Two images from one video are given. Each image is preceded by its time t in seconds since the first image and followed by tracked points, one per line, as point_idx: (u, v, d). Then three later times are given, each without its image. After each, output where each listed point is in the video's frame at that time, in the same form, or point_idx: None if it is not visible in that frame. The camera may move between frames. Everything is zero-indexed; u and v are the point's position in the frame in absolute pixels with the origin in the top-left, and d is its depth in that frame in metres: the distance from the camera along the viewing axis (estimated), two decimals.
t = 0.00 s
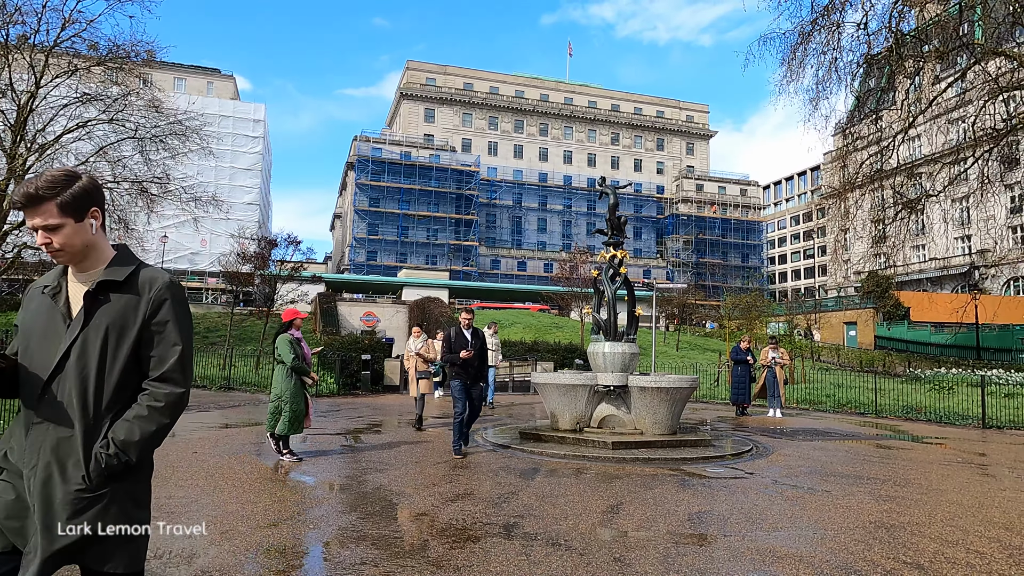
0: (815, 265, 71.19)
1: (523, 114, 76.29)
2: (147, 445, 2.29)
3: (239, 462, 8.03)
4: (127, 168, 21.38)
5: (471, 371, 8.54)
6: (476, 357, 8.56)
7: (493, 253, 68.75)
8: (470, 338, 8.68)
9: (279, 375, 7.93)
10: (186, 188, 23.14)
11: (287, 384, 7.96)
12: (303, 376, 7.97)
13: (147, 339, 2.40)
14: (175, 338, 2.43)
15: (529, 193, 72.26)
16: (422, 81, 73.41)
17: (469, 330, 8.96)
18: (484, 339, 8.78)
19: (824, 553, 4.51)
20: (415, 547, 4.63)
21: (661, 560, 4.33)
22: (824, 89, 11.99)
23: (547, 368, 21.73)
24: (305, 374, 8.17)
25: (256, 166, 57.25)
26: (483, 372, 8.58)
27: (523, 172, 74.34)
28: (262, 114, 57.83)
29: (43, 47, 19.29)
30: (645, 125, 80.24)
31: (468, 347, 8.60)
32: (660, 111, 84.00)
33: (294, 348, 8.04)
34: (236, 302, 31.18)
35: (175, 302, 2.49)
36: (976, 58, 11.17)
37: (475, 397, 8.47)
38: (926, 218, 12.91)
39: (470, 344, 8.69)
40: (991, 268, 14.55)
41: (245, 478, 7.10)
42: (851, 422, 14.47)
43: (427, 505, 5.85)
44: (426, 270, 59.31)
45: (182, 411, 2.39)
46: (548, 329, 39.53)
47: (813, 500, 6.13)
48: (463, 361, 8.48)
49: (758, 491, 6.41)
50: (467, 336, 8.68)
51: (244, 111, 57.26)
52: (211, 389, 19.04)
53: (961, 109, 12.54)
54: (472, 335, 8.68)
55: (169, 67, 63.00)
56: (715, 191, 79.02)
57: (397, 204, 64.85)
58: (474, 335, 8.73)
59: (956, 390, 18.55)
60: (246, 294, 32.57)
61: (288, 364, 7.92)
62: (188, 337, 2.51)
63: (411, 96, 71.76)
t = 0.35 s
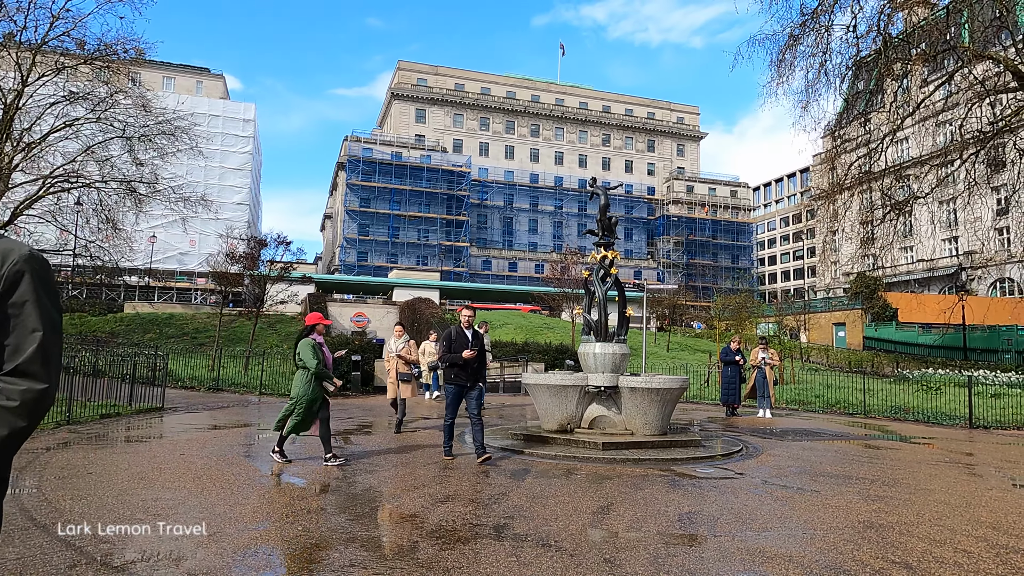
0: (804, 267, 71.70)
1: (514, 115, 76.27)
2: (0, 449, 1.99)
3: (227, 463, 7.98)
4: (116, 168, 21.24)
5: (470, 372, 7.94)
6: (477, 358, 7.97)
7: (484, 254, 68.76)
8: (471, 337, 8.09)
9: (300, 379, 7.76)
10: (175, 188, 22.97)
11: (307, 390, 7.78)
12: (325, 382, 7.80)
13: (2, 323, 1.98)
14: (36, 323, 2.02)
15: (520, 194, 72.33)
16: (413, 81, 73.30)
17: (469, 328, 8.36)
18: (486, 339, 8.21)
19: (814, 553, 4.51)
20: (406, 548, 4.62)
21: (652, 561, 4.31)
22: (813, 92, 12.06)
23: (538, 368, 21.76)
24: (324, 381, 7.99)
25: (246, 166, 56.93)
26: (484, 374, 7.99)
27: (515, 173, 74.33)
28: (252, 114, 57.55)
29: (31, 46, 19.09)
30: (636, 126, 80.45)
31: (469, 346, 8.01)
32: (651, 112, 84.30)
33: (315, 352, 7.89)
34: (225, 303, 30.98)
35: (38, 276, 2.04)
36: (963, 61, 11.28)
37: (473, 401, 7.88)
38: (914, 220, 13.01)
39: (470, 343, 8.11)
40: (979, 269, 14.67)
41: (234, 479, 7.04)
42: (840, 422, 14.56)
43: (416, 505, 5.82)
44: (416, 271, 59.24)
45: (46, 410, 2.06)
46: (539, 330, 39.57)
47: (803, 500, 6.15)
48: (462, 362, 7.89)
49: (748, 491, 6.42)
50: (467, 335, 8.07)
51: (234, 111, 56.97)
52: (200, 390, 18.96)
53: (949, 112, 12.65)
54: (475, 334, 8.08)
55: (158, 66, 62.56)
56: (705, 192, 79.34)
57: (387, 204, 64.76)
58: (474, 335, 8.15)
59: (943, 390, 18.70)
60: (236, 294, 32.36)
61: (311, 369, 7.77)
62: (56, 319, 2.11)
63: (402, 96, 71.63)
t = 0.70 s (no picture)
0: (799, 268, 71.94)
1: (510, 116, 76.26)
2: None
3: (221, 465, 7.94)
4: (110, 168, 21.16)
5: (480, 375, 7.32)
6: (488, 359, 7.32)
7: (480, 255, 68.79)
8: (483, 338, 7.46)
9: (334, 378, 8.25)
10: (170, 188, 22.89)
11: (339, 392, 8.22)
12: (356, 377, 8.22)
13: None
14: None
15: (516, 195, 72.34)
16: (408, 82, 73.27)
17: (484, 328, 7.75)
18: (499, 339, 7.55)
19: (809, 554, 4.53)
20: (402, 549, 4.61)
21: (648, 562, 4.33)
22: (809, 94, 12.10)
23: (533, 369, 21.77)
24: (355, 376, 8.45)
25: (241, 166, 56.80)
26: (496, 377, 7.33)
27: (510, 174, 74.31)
28: (247, 114, 57.44)
29: (24, 44, 19.01)
30: (632, 128, 80.56)
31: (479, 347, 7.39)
32: (647, 113, 84.46)
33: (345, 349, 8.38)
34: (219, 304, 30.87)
35: None
36: (956, 63, 11.40)
37: (482, 404, 7.24)
38: (908, 221, 13.08)
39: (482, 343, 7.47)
40: (972, 271, 14.75)
41: (229, 481, 7.01)
42: (834, 423, 14.61)
43: (411, 507, 5.81)
44: (411, 271, 59.23)
45: None
46: (535, 330, 39.58)
47: (798, 500, 6.17)
48: (471, 363, 7.28)
49: (743, 492, 6.44)
50: (479, 335, 7.45)
51: (229, 111, 56.85)
52: (194, 391, 18.92)
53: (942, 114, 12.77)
54: (487, 334, 7.44)
55: (152, 66, 62.37)
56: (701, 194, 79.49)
57: (383, 205, 64.76)
58: (488, 335, 7.51)
59: (937, 391, 18.81)
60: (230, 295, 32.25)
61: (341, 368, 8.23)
62: None
63: (398, 97, 71.58)
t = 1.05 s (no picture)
0: (799, 270, 72.01)
1: (510, 117, 76.30)
2: None
3: (222, 466, 7.93)
4: (111, 168, 21.17)
5: (492, 384, 6.56)
6: (499, 366, 6.54)
7: (479, 256, 68.82)
8: (493, 342, 6.67)
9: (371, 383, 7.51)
10: (170, 189, 22.88)
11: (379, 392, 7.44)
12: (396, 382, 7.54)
13: None
14: None
15: (515, 197, 72.38)
16: (409, 83, 73.31)
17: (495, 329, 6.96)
18: (511, 343, 6.76)
19: (810, 554, 4.54)
20: (403, 550, 4.62)
21: (648, 563, 4.34)
22: (808, 96, 12.10)
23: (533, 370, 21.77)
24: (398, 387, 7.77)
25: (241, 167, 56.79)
26: (509, 385, 6.56)
27: (510, 175, 74.32)
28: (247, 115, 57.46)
29: (25, 45, 19.02)
30: (632, 130, 80.65)
31: (489, 353, 6.61)
32: (646, 115, 84.57)
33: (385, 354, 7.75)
34: (219, 305, 30.86)
35: None
36: (956, 65, 11.44)
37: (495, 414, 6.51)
38: (907, 223, 13.09)
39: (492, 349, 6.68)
40: (971, 273, 14.80)
41: (229, 482, 7.00)
42: (834, 425, 14.62)
43: (413, 508, 5.82)
44: (411, 273, 59.26)
45: None
46: (534, 332, 39.58)
47: (798, 501, 6.19)
48: (479, 371, 6.51)
49: (743, 493, 6.46)
50: (488, 339, 6.67)
51: (228, 112, 56.85)
52: (195, 392, 18.92)
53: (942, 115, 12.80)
54: (495, 338, 6.66)
55: (153, 66, 62.37)
56: (701, 195, 79.56)
57: (383, 206, 64.79)
58: (499, 338, 6.72)
59: (937, 393, 18.82)
60: (230, 296, 32.21)
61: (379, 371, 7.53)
62: None
63: (398, 98, 71.62)
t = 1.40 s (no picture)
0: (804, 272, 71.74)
1: (515, 119, 76.36)
2: None
3: (229, 467, 7.98)
4: (117, 170, 21.27)
5: (506, 384, 6.43)
6: (513, 365, 6.42)
7: (483, 258, 68.82)
8: (505, 340, 6.52)
9: (404, 386, 7.42)
10: (176, 190, 22.95)
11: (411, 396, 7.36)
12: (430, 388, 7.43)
13: None
14: None
15: (520, 199, 72.39)
16: (414, 85, 73.48)
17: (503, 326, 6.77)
18: (522, 340, 6.64)
19: (815, 557, 4.55)
20: (411, 551, 4.64)
21: (655, 564, 4.36)
22: (814, 98, 12.11)
23: (537, 373, 21.77)
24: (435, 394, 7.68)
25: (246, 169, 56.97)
26: (523, 384, 6.45)
27: (514, 177, 74.38)
28: (253, 117, 57.67)
29: (33, 48, 19.14)
30: (636, 132, 80.61)
31: (501, 351, 6.45)
32: (651, 117, 84.54)
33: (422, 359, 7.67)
34: (224, 306, 30.92)
35: None
36: (962, 68, 11.41)
37: (511, 415, 6.41)
38: (913, 226, 13.04)
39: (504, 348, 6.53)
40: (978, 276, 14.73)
41: (237, 483, 7.04)
42: (840, 428, 14.57)
43: (419, 509, 5.85)
44: (415, 275, 59.29)
45: None
46: (538, 334, 39.53)
47: (803, 504, 6.20)
48: (494, 371, 6.34)
49: (749, 496, 6.47)
50: (499, 338, 6.51)
51: (234, 114, 57.06)
52: (201, 393, 18.98)
53: (947, 118, 12.77)
54: (508, 336, 6.51)
55: (159, 69, 62.62)
56: (705, 198, 79.44)
57: (387, 208, 64.87)
58: (509, 336, 6.58)
59: (943, 397, 18.72)
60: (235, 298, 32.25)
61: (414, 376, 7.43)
62: None
63: (403, 100, 71.75)
